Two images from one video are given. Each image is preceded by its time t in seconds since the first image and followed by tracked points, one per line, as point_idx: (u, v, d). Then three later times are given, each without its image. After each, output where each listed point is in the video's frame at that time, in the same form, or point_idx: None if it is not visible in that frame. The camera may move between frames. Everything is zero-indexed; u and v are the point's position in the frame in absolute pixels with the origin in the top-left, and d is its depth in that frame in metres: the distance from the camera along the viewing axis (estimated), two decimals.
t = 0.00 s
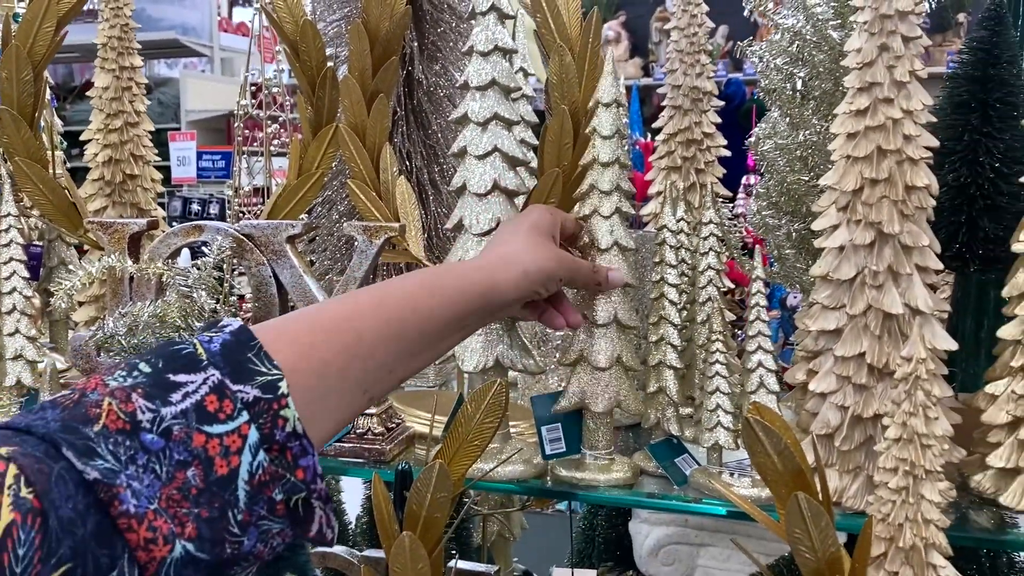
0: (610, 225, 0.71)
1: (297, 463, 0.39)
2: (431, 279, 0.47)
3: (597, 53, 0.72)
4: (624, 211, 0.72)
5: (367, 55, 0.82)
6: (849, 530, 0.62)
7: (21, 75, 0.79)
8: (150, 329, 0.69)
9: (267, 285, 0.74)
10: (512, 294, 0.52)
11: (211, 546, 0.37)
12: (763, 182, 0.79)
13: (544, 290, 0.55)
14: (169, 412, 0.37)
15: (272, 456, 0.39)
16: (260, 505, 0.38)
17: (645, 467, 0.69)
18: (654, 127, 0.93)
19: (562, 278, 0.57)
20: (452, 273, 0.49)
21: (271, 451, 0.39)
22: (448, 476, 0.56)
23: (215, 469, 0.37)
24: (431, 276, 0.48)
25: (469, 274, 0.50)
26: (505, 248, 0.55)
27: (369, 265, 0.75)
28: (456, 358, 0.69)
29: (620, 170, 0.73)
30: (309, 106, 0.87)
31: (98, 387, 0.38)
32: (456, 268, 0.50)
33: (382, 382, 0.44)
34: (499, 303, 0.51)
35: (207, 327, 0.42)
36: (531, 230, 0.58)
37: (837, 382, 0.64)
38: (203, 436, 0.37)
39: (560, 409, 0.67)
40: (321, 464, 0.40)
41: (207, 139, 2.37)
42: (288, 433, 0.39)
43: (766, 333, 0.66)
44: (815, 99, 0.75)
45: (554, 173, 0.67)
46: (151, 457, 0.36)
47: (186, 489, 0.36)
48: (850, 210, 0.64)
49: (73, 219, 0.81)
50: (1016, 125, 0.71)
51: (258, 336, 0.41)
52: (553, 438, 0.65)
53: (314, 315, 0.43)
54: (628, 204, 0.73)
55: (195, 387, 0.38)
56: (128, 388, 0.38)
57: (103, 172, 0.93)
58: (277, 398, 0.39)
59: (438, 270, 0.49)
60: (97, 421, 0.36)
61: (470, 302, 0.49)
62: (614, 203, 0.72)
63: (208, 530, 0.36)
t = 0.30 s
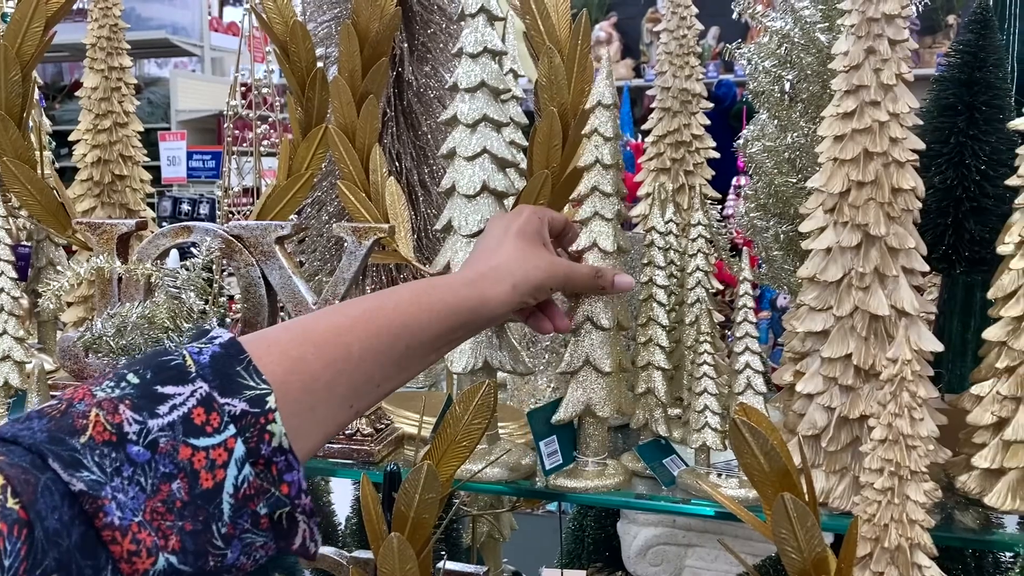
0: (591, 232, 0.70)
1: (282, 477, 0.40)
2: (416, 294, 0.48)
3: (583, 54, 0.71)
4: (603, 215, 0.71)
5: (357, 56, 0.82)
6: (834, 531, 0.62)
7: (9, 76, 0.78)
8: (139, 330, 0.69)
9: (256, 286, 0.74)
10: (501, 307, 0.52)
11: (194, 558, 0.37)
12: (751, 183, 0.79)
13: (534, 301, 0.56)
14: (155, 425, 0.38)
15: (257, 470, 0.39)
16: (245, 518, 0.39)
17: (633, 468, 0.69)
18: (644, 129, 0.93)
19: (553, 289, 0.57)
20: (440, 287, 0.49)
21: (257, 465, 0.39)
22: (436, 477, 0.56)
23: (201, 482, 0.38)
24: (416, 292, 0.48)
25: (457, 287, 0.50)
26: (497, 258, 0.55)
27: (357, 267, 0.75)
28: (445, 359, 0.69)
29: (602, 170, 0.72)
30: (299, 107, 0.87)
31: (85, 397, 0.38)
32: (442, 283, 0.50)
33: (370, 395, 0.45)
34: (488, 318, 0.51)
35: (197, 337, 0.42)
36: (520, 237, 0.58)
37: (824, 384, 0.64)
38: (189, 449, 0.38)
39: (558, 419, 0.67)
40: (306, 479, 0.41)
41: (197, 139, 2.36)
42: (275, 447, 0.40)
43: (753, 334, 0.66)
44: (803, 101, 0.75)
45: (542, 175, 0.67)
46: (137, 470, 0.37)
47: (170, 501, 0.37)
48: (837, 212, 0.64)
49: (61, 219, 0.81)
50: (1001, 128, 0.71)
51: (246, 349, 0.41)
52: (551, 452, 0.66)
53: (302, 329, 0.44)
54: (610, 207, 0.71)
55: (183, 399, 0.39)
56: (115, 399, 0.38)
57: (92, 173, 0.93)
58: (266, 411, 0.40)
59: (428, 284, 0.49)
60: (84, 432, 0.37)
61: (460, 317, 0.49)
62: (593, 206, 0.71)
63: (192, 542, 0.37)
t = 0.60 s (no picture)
0: (580, 230, 0.69)
1: (130, 490, 0.36)
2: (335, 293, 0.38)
3: (573, 53, 0.72)
4: (593, 213, 0.69)
5: (347, 55, 0.82)
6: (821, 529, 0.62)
7: None
8: (127, 328, 0.69)
9: (245, 284, 0.74)
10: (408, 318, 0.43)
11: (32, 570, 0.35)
12: (741, 182, 0.79)
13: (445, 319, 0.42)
14: (1, 438, 0.35)
15: (105, 482, 0.36)
16: (89, 528, 0.36)
17: (622, 466, 0.69)
18: (635, 128, 0.93)
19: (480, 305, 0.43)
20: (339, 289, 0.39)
21: (105, 477, 0.36)
22: (424, 475, 0.56)
23: (44, 494, 0.35)
24: (346, 283, 0.39)
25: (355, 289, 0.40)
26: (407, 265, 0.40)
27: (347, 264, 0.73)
28: (434, 357, 0.68)
29: (592, 168, 0.70)
30: (290, 105, 0.87)
31: None
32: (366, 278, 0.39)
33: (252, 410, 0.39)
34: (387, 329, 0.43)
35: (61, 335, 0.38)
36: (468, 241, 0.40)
37: (812, 382, 0.64)
38: (34, 462, 0.35)
39: (548, 418, 0.67)
40: (157, 493, 0.37)
41: (190, 137, 2.35)
42: (124, 462, 0.36)
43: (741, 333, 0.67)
44: (792, 100, 0.75)
45: (532, 174, 0.69)
46: None
47: (10, 514, 0.35)
48: (826, 211, 0.64)
49: (49, 216, 0.81)
50: (990, 128, 0.72)
51: (107, 351, 0.37)
52: (540, 450, 0.66)
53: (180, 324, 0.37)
54: (601, 205, 0.69)
55: (32, 411, 0.35)
56: None
57: (81, 170, 0.92)
58: (113, 427, 0.36)
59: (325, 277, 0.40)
60: None
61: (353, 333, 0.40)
62: (583, 205, 0.69)
63: (34, 552, 0.35)
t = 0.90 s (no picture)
0: (571, 226, 0.69)
1: (121, 484, 0.41)
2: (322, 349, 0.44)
3: (566, 46, 0.72)
4: (585, 208, 0.69)
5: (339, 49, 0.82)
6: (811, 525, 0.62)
7: None
8: (116, 321, 0.69)
9: (235, 278, 0.74)
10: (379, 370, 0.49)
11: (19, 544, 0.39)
12: (733, 178, 0.79)
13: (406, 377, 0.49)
14: (9, 417, 0.38)
15: (98, 473, 0.40)
16: (75, 513, 0.40)
17: (613, 461, 0.69)
18: (629, 123, 0.93)
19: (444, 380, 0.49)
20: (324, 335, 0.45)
21: (99, 468, 0.40)
22: (413, 469, 0.56)
23: (40, 478, 0.39)
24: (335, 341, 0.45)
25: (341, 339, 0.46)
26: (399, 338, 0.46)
27: (338, 259, 0.74)
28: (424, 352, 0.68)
29: (583, 164, 0.71)
30: (282, 99, 0.87)
31: None
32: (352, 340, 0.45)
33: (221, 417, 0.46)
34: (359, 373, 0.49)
35: (72, 322, 0.42)
36: (449, 348, 0.46)
37: (803, 377, 0.64)
38: (37, 447, 0.39)
39: (539, 412, 0.67)
40: (144, 490, 0.42)
41: (185, 133, 2.35)
42: (121, 458, 0.40)
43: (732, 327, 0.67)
44: (785, 95, 0.75)
45: (524, 169, 0.69)
46: None
47: (6, 492, 0.38)
48: (817, 206, 0.64)
49: (40, 210, 0.80)
50: (982, 123, 0.72)
51: (118, 351, 0.41)
52: (531, 445, 0.66)
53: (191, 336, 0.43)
54: (591, 199, 0.70)
55: (40, 395, 0.39)
56: None
57: (72, 164, 0.92)
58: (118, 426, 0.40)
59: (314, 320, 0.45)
60: None
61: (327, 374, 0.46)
62: (574, 199, 0.70)
63: (19, 532, 0.39)
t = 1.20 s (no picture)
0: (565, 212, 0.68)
1: (138, 483, 0.48)
2: (340, 354, 0.55)
3: (558, 34, 0.71)
4: (578, 195, 0.68)
5: (332, 37, 0.81)
6: (802, 514, 0.62)
7: None
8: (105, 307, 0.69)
9: (227, 265, 0.74)
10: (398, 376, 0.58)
11: (42, 539, 0.46)
12: (727, 168, 0.79)
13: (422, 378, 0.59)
14: (37, 415, 0.45)
15: (117, 471, 0.47)
16: (94, 509, 0.47)
17: (604, 450, 0.69)
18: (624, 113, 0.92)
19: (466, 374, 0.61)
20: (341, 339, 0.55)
21: (118, 467, 0.47)
22: (402, 456, 0.55)
23: (62, 475, 0.45)
24: (359, 348, 0.56)
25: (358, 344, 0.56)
26: (414, 346, 0.57)
27: (330, 246, 0.72)
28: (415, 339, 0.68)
29: (577, 150, 0.69)
30: (276, 87, 0.87)
31: None
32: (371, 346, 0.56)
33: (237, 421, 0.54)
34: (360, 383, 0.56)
35: (96, 325, 0.49)
36: (464, 345, 0.57)
37: (796, 366, 0.64)
38: (59, 444, 0.45)
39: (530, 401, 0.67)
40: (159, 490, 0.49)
41: (183, 126, 2.35)
42: (138, 458, 0.47)
43: (724, 315, 0.67)
44: (780, 84, 0.75)
45: (516, 156, 0.69)
46: (7, 453, 0.45)
47: (30, 487, 0.45)
48: (811, 193, 0.63)
49: (31, 197, 0.80)
50: (978, 112, 0.71)
51: (137, 354, 0.49)
52: (528, 433, 0.67)
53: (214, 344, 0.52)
54: (585, 185, 0.69)
55: (63, 394, 0.46)
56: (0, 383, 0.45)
57: (64, 151, 0.92)
58: (138, 427, 0.47)
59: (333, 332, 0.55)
60: None
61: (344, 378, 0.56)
62: (567, 186, 0.69)
63: (41, 526, 0.45)
